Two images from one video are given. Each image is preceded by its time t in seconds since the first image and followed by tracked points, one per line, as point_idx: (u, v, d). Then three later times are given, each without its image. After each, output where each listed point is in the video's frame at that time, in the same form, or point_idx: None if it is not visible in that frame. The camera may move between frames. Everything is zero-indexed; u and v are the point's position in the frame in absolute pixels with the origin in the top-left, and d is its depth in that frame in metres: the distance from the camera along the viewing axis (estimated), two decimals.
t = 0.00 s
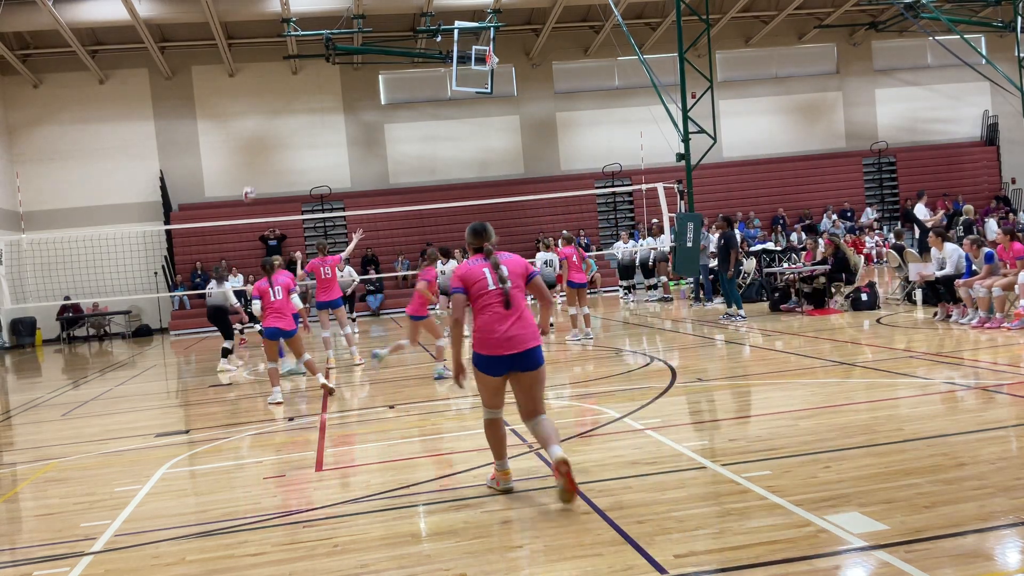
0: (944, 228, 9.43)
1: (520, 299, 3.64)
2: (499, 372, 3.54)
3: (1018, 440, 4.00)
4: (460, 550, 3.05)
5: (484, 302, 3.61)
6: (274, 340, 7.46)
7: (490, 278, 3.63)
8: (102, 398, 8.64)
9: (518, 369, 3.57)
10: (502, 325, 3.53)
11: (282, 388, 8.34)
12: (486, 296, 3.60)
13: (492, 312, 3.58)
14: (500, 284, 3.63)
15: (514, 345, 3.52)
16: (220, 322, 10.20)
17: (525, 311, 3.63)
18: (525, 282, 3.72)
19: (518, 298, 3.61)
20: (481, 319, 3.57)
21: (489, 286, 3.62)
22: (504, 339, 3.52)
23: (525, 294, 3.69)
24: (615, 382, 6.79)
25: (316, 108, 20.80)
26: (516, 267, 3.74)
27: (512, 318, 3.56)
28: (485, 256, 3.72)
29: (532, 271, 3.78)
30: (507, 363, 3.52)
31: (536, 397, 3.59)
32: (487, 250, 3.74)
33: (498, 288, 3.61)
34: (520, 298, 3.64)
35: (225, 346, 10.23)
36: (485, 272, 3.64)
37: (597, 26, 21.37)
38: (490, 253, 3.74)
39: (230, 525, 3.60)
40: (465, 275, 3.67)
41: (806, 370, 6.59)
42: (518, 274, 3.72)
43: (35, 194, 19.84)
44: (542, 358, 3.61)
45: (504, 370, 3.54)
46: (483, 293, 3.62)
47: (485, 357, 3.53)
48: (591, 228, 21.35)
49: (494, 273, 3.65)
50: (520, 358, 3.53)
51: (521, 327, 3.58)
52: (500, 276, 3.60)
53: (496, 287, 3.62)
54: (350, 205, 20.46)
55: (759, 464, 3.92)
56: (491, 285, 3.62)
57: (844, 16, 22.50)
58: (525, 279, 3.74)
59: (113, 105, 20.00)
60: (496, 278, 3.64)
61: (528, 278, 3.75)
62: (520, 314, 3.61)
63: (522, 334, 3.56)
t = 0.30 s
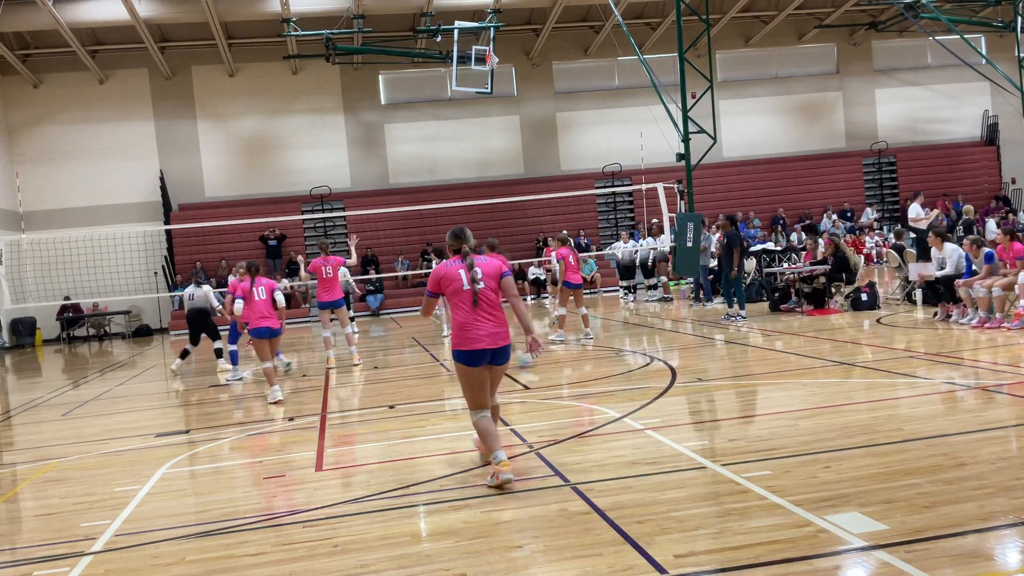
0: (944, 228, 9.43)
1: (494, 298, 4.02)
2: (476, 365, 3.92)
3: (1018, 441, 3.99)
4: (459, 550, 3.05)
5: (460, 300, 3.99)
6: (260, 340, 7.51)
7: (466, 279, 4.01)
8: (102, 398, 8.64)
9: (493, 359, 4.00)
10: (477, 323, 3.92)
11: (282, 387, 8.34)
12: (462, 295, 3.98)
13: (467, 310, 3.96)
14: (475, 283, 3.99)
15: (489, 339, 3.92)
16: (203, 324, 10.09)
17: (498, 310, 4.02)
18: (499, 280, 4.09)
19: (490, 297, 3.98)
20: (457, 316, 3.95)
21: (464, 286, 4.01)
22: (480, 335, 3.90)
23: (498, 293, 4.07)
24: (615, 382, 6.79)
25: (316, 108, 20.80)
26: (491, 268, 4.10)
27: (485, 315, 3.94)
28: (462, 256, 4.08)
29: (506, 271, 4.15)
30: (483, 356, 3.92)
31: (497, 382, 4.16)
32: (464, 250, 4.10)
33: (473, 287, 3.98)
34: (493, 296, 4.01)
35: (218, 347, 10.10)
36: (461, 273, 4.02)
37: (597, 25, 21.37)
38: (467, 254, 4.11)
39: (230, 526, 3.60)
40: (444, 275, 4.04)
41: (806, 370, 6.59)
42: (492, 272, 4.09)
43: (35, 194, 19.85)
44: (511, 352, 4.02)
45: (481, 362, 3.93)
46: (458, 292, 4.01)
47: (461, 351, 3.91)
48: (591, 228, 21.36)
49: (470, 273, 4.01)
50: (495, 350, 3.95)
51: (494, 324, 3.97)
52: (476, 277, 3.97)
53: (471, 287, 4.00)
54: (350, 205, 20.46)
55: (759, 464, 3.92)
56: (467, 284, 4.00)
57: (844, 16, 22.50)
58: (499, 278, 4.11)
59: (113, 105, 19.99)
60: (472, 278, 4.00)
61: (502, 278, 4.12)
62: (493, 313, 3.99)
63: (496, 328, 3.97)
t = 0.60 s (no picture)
0: (944, 228, 9.42)
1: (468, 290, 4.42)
2: (450, 351, 4.35)
3: (1018, 441, 3.99)
4: (459, 551, 3.05)
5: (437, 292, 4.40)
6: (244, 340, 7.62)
7: (442, 272, 4.42)
8: (102, 398, 8.63)
9: (467, 345, 4.40)
10: (451, 312, 4.33)
11: (282, 387, 8.34)
12: (438, 287, 4.39)
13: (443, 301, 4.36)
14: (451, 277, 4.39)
15: (461, 327, 4.34)
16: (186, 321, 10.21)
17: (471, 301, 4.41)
18: (474, 273, 4.51)
19: (465, 289, 4.38)
20: (434, 306, 4.36)
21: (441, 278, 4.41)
22: (452, 323, 4.32)
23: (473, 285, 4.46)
24: (615, 383, 6.79)
25: (316, 107, 20.80)
26: (467, 262, 4.50)
27: (460, 305, 4.35)
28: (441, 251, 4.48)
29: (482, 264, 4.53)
30: (456, 343, 4.33)
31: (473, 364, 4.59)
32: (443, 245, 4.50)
33: (449, 280, 4.38)
34: (468, 288, 4.42)
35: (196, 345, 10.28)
36: (439, 266, 4.43)
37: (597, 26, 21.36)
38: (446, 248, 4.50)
39: (230, 526, 3.60)
40: (424, 268, 4.45)
41: (806, 370, 6.59)
42: (468, 266, 4.50)
43: (35, 194, 19.86)
44: (483, 340, 4.43)
45: (455, 349, 4.36)
46: (435, 284, 4.42)
47: (435, 339, 4.34)
48: (592, 228, 21.35)
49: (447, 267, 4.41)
50: (467, 338, 4.36)
51: (466, 314, 4.37)
52: (451, 271, 4.36)
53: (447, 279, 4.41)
54: (350, 205, 20.46)
55: (759, 464, 3.92)
56: (444, 277, 4.40)
57: (844, 16, 22.50)
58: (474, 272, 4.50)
59: (112, 105, 19.99)
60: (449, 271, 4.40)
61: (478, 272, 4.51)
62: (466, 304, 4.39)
63: (469, 318, 4.37)
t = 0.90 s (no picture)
0: (944, 228, 9.43)
1: (444, 299, 4.68)
2: (425, 358, 4.61)
3: (1018, 440, 3.99)
4: (459, 550, 3.05)
5: (414, 302, 4.66)
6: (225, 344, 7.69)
7: (419, 283, 4.68)
8: (102, 398, 8.63)
9: (443, 351, 4.66)
10: (428, 320, 4.59)
11: (281, 388, 8.33)
12: (416, 297, 4.65)
13: (420, 311, 4.62)
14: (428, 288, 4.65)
15: (437, 335, 4.60)
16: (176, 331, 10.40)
17: (447, 310, 4.68)
18: (450, 283, 4.77)
19: (442, 299, 4.64)
20: (411, 314, 4.62)
21: (419, 288, 4.67)
22: (429, 330, 4.58)
23: (449, 296, 4.73)
24: (615, 383, 6.78)
25: (316, 107, 20.80)
26: (444, 274, 4.77)
27: (436, 314, 4.61)
28: (419, 264, 4.74)
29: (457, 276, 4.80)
30: (433, 349, 4.60)
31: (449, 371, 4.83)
32: (419, 258, 4.76)
33: (426, 291, 4.64)
34: (444, 297, 4.67)
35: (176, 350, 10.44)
36: (417, 277, 4.69)
37: (597, 25, 21.35)
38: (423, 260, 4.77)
39: (230, 526, 3.60)
40: (402, 279, 4.71)
41: (806, 370, 6.58)
42: (444, 276, 4.76)
43: (35, 194, 19.85)
44: (458, 348, 4.69)
45: (431, 354, 4.62)
46: (413, 294, 4.68)
47: (412, 346, 4.60)
48: (591, 228, 21.36)
49: (424, 279, 4.68)
50: (442, 345, 4.62)
51: (443, 323, 4.63)
52: (428, 282, 4.62)
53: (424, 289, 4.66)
54: (350, 205, 20.46)
55: (759, 464, 3.92)
56: (421, 287, 4.66)
57: (844, 16, 22.50)
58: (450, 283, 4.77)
59: (112, 105, 19.99)
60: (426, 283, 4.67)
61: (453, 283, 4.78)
62: (443, 312, 4.65)
63: (444, 326, 4.64)
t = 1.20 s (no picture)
0: (944, 228, 9.44)
1: (432, 294, 4.93)
2: (413, 349, 4.81)
3: (1018, 441, 3.99)
4: (459, 551, 3.05)
5: (404, 296, 4.87)
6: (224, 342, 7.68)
7: (409, 278, 4.91)
8: (102, 398, 8.63)
9: (430, 344, 4.89)
10: (416, 312, 4.81)
11: (281, 388, 8.32)
12: (406, 290, 4.87)
13: (410, 304, 4.84)
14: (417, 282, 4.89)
15: (425, 327, 4.82)
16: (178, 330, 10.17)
17: (435, 305, 4.92)
18: (437, 281, 5.02)
19: (430, 294, 4.89)
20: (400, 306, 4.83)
21: (408, 283, 4.90)
22: (417, 322, 4.80)
23: (436, 292, 4.98)
24: (615, 383, 6.78)
25: (316, 107, 20.80)
26: (431, 271, 5.02)
27: (423, 307, 4.84)
28: (408, 261, 4.99)
29: (444, 273, 5.07)
30: (420, 340, 4.81)
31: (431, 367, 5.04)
32: (409, 255, 5.00)
33: (416, 285, 4.88)
34: (431, 293, 4.92)
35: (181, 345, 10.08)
36: (406, 272, 4.92)
37: (597, 25, 21.35)
38: (412, 258, 5.01)
39: (230, 526, 3.60)
40: (392, 273, 4.92)
41: (806, 370, 6.58)
42: (432, 274, 5.02)
43: (35, 194, 19.85)
44: (444, 341, 4.93)
45: (419, 345, 4.83)
46: (402, 289, 4.89)
47: (401, 337, 4.79)
48: (591, 228, 21.36)
49: (414, 274, 4.92)
50: (430, 337, 4.84)
51: (431, 316, 4.87)
52: (418, 277, 4.86)
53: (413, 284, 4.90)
54: (350, 205, 20.45)
55: (759, 464, 3.92)
56: (411, 282, 4.89)
57: (844, 16, 22.49)
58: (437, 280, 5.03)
59: (112, 105, 19.99)
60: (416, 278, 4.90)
61: (440, 280, 5.04)
62: (432, 306, 4.89)
63: (432, 319, 4.87)
